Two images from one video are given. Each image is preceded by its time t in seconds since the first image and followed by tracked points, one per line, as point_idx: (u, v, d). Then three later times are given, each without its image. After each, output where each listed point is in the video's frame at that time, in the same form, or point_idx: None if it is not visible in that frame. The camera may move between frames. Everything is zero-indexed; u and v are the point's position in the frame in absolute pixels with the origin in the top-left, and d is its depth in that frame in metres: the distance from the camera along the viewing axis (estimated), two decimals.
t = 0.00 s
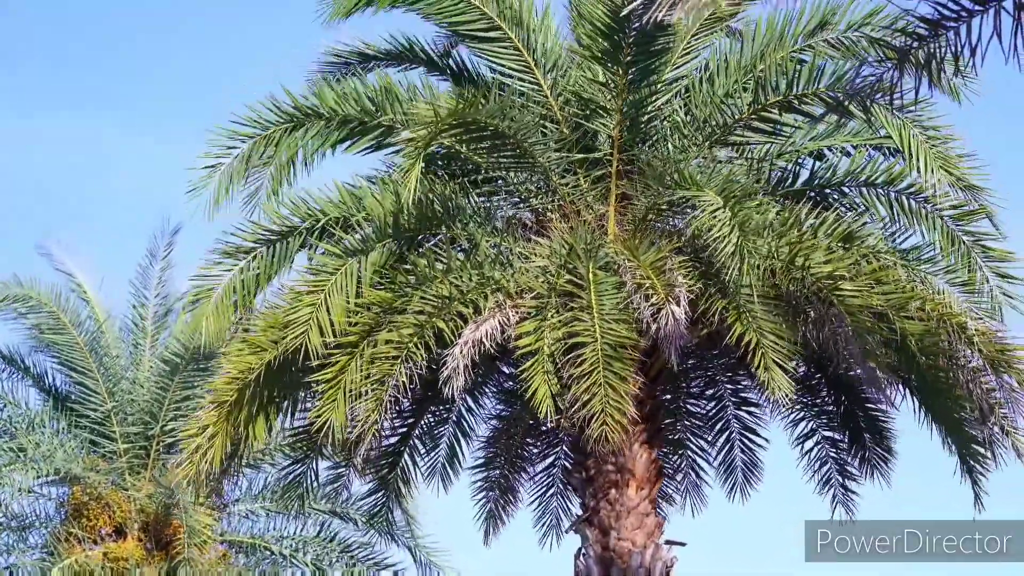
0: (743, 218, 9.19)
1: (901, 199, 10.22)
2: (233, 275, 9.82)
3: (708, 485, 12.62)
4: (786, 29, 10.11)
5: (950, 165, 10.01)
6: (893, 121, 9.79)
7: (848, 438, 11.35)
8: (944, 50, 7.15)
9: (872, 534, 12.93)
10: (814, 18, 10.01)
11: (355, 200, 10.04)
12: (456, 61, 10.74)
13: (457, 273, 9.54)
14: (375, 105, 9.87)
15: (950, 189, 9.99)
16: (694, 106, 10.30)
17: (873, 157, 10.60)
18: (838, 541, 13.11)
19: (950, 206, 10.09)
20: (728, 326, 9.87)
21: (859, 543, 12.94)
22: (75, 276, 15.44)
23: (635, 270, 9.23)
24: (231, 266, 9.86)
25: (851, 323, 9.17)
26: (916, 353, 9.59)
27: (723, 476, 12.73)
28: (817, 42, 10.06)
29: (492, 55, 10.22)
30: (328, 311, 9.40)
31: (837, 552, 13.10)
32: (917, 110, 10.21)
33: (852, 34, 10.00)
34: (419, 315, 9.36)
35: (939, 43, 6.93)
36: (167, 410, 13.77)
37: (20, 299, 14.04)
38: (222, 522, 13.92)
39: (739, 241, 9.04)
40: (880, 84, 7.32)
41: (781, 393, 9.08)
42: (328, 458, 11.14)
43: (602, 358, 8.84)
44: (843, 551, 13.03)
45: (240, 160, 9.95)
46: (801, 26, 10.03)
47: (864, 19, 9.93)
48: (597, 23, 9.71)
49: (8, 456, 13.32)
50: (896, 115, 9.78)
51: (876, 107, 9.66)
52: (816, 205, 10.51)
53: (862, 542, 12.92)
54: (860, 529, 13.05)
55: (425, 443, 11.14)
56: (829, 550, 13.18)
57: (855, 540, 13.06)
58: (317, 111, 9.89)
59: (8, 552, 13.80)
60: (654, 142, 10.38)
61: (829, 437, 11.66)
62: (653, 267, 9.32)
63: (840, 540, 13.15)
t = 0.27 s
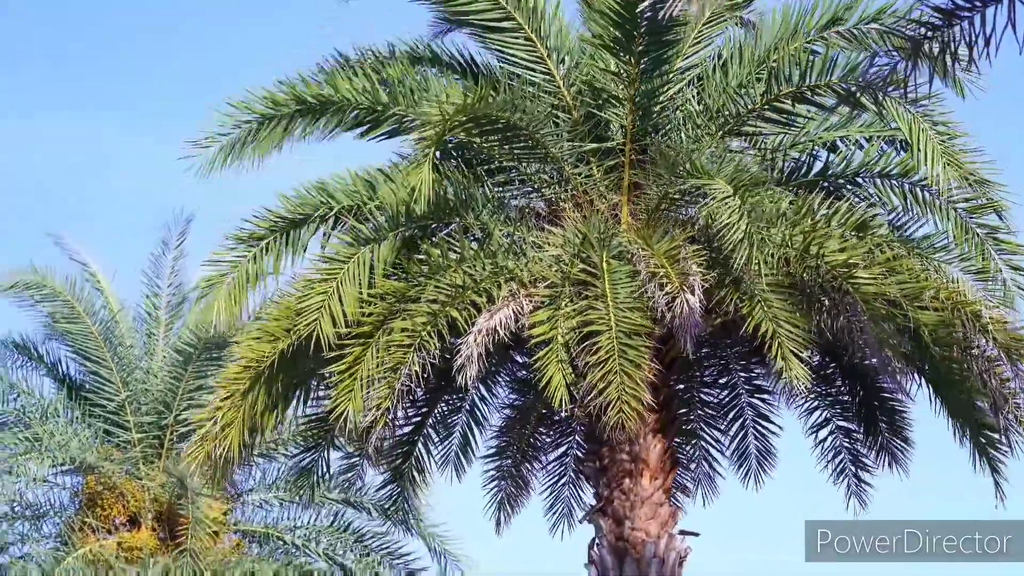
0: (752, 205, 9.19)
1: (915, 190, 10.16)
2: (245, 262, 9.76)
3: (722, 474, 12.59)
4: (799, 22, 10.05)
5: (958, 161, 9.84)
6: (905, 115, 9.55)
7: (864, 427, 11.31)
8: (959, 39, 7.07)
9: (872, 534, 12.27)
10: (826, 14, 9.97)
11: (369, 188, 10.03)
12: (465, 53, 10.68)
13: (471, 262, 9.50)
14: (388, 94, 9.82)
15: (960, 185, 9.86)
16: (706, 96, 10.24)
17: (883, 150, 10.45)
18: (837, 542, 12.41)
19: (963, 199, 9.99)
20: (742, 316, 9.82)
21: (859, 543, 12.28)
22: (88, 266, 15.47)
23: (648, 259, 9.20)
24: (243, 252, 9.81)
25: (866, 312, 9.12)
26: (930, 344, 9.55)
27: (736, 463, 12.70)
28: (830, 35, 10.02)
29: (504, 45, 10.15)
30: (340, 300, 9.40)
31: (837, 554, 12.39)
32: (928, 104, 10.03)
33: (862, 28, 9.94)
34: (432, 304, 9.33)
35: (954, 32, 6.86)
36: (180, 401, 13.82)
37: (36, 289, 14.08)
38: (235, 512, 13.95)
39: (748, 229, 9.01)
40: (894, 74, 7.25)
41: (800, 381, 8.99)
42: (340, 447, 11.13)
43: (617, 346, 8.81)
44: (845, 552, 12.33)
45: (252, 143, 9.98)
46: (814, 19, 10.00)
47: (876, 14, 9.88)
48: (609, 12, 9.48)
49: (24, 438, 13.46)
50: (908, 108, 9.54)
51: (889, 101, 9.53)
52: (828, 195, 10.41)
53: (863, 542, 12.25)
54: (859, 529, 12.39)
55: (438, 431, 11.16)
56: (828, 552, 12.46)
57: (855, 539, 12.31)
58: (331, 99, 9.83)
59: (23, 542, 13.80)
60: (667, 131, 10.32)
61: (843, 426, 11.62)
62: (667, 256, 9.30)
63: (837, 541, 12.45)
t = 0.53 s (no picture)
0: (767, 203, 9.18)
1: (930, 193, 10.13)
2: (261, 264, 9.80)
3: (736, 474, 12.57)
4: (812, 24, 10.02)
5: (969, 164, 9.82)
6: (916, 117, 9.57)
7: (879, 429, 11.29)
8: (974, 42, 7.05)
9: (872, 534, 11.93)
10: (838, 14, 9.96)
11: (384, 189, 10.06)
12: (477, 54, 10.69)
13: (486, 263, 9.51)
14: (405, 96, 9.88)
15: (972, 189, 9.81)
16: (722, 97, 10.24)
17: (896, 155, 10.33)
18: (837, 542, 12.06)
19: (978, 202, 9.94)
20: (758, 318, 9.81)
21: (859, 543, 11.94)
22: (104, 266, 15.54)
23: (663, 261, 9.20)
24: (259, 255, 9.85)
25: (880, 314, 9.14)
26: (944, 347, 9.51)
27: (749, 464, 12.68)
28: (842, 35, 9.94)
29: (522, 43, 10.22)
30: (355, 301, 9.41)
31: (837, 554, 12.04)
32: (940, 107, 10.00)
33: (873, 29, 9.89)
34: (447, 304, 9.35)
35: (969, 35, 6.84)
36: (195, 401, 13.86)
37: (46, 289, 14.18)
38: (250, 513, 13.96)
39: (762, 229, 9.02)
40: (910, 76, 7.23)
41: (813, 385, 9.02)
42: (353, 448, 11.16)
43: (631, 348, 8.79)
44: (845, 552, 11.98)
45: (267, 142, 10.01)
46: (826, 20, 9.98)
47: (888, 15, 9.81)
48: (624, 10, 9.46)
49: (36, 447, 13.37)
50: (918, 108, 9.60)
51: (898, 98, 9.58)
52: (844, 197, 10.38)
53: (863, 542, 11.90)
54: (860, 530, 12.06)
55: (452, 432, 11.17)
56: (827, 552, 12.10)
57: (855, 539, 12.01)
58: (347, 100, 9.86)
59: (36, 542, 13.80)
60: (681, 133, 10.29)
61: (858, 428, 11.59)
62: (682, 257, 9.30)
63: (838, 541, 12.10)
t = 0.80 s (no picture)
0: (776, 177, 9.13)
1: (933, 166, 10.11)
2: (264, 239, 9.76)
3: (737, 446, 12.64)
4: None
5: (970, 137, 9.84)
6: (919, 86, 9.60)
7: (881, 403, 11.31)
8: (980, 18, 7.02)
9: (872, 534, 12.35)
10: None
11: (386, 162, 10.04)
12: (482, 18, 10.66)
13: (487, 236, 9.49)
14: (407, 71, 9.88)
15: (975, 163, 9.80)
16: (724, 71, 10.22)
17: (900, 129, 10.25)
18: (836, 541, 12.55)
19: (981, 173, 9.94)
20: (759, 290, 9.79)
21: (859, 543, 12.38)
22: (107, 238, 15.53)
23: (665, 235, 9.18)
24: (262, 230, 9.82)
25: (880, 289, 9.18)
26: (944, 321, 9.53)
27: (750, 436, 12.73)
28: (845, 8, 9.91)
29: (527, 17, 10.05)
30: (358, 275, 9.40)
31: (836, 553, 12.53)
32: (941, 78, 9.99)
33: None
34: (447, 277, 9.35)
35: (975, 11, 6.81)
36: (195, 374, 13.88)
37: (43, 263, 14.28)
38: (251, 485, 13.99)
39: (772, 200, 8.98)
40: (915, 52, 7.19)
41: (811, 359, 9.03)
42: (354, 422, 11.24)
43: (631, 322, 8.80)
44: (844, 551, 12.45)
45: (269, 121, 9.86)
46: None
47: None
48: None
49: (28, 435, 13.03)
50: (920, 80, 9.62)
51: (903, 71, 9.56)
52: (846, 170, 10.38)
53: (863, 542, 12.33)
54: (860, 530, 12.49)
55: (454, 404, 11.21)
56: (828, 551, 12.61)
57: (855, 540, 12.46)
58: (351, 74, 9.86)
59: (38, 514, 13.81)
60: (684, 107, 10.33)
61: (862, 403, 11.62)
62: (684, 231, 9.26)
63: (837, 540, 12.59)
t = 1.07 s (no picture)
0: (772, 145, 9.08)
1: (927, 128, 10.07)
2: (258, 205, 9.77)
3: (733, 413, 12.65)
4: None
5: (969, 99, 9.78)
6: (915, 47, 9.49)
7: (878, 368, 11.32)
8: None
9: (872, 534, 12.57)
10: None
11: (379, 128, 9.97)
12: None
13: (482, 202, 9.43)
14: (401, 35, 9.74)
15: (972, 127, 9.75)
16: (720, 36, 10.07)
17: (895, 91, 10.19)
18: (837, 542, 12.66)
19: (976, 134, 9.91)
20: (754, 256, 9.75)
21: (859, 543, 12.55)
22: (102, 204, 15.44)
23: (660, 200, 9.14)
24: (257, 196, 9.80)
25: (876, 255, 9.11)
26: (940, 287, 9.52)
27: (750, 406, 12.74)
28: None
29: None
30: (349, 238, 9.42)
31: (837, 553, 12.64)
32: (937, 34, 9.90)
33: None
34: (442, 244, 9.30)
35: None
36: (190, 340, 13.85)
37: (37, 230, 14.33)
38: (247, 452, 14.00)
39: (771, 169, 8.94)
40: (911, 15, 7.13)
41: (805, 326, 9.00)
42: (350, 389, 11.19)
43: (626, 289, 8.76)
44: (845, 552, 12.57)
45: (263, 83, 9.84)
46: None
47: None
48: None
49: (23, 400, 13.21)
50: (917, 43, 9.50)
51: (900, 35, 9.42)
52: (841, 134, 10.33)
53: (863, 542, 12.52)
54: (860, 530, 12.67)
55: (449, 368, 11.22)
56: (828, 551, 12.70)
57: (856, 539, 12.61)
58: (344, 39, 9.77)
59: (34, 481, 13.81)
60: (681, 71, 10.27)
61: (861, 369, 11.59)
62: (679, 196, 9.22)
63: (837, 540, 12.69)
